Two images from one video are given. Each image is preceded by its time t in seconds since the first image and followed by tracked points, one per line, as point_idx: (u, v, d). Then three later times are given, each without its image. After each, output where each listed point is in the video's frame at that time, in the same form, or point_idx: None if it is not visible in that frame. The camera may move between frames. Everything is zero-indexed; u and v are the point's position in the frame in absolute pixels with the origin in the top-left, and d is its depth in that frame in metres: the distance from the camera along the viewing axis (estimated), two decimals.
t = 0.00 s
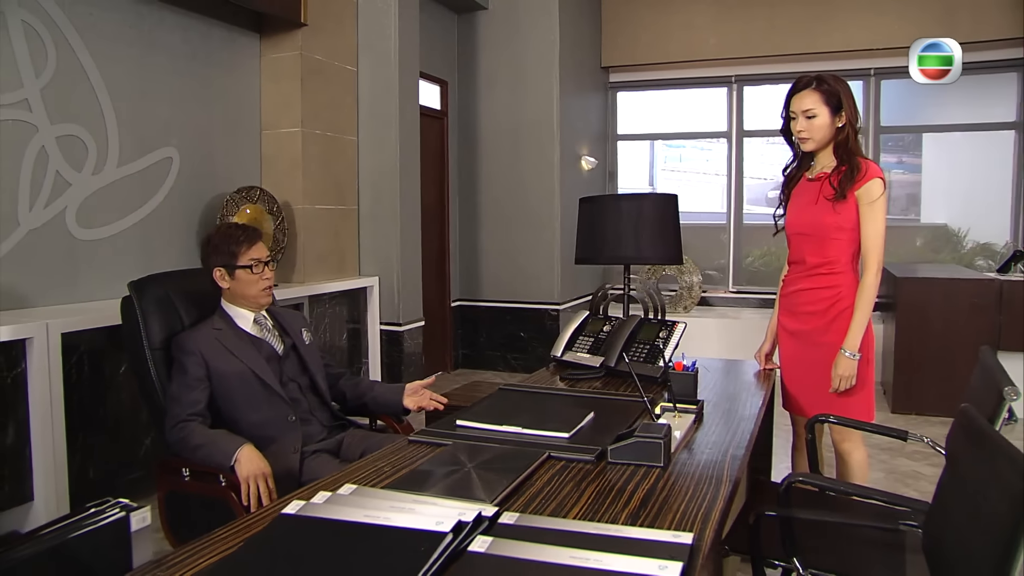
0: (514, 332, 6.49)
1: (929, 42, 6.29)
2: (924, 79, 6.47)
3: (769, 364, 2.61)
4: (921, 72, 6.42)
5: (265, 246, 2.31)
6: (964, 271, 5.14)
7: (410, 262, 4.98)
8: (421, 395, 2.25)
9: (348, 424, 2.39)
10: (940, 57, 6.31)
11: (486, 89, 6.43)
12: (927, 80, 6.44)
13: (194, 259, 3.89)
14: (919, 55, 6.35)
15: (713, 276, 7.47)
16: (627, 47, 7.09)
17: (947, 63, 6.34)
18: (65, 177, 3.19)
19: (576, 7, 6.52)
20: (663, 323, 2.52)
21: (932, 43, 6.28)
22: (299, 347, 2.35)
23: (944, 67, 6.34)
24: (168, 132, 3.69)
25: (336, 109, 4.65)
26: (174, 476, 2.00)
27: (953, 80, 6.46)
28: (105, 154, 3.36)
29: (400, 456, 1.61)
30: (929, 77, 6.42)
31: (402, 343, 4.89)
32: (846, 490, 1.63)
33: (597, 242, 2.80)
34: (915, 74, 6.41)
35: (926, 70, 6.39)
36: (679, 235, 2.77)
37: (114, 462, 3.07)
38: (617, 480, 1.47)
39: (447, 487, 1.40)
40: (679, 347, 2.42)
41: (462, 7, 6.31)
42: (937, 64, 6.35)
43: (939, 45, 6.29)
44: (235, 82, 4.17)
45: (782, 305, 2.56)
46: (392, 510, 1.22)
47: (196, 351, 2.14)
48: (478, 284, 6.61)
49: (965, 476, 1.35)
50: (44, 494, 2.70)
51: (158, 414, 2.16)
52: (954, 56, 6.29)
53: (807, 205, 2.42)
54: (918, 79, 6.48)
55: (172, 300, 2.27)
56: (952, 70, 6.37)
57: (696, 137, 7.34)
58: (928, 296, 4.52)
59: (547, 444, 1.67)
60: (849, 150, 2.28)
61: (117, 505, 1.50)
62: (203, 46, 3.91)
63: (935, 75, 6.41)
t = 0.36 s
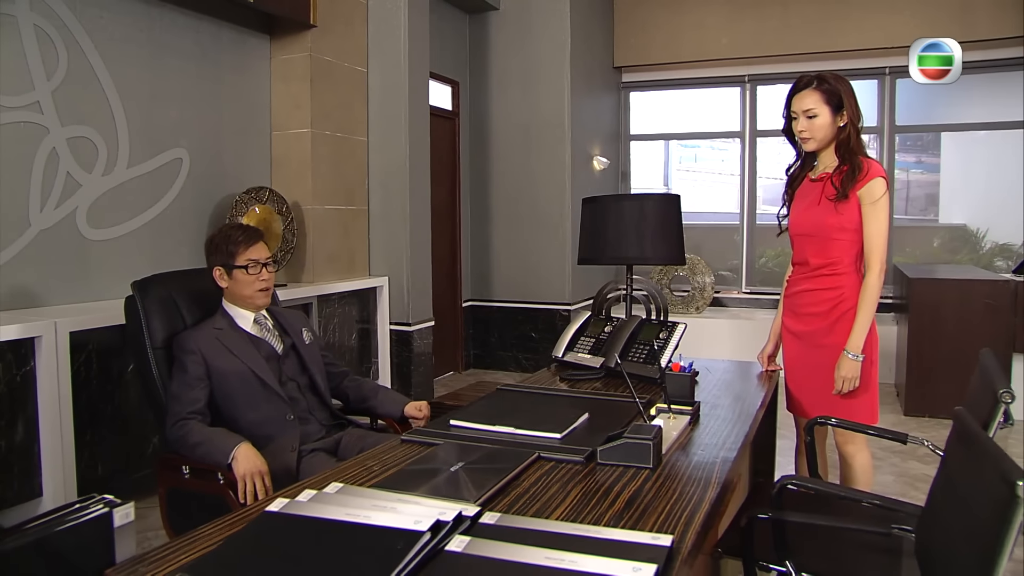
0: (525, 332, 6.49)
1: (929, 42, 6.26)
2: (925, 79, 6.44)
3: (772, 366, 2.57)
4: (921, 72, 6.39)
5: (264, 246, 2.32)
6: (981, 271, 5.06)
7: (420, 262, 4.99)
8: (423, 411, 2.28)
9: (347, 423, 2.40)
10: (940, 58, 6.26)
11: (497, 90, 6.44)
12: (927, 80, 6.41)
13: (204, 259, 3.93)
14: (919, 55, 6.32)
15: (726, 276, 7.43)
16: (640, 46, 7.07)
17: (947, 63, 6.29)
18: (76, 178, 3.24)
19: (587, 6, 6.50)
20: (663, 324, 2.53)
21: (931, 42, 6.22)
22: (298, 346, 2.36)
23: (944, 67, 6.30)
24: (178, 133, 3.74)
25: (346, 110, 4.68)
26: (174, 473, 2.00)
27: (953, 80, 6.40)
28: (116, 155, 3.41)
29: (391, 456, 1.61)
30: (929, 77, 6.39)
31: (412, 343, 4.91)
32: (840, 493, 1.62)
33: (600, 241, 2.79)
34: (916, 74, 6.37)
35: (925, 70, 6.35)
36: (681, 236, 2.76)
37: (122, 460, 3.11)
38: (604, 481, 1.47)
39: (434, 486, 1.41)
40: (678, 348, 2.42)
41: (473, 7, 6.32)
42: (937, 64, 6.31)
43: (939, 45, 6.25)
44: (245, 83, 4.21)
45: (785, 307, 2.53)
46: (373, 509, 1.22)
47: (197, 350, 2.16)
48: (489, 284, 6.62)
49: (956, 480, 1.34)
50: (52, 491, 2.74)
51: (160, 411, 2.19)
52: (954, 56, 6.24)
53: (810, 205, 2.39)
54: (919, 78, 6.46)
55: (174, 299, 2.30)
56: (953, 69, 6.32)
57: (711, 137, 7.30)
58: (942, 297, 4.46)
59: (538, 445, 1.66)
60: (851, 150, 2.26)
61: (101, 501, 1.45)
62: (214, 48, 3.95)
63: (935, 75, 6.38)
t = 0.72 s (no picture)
0: (531, 332, 6.48)
1: (929, 42, 6.23)
2: (925, 78, 6.44)
3: (769, 366, 2.55)
4: (921, 72, 6.39)
5: (259, 245, 2.33)
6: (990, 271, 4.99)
7: (425, 261, 5.00)
8: (416, 414, 2.27)
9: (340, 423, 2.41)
10: (940, 57, 6.25)
11: (504, 89, 6.44)
12: (927, 80, 6.42)
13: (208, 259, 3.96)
14: (919, 55, 6.31)
15: (734, 276, 7.40)
16: (647, 45, 7.05)
17: (946, 63, 6.28)
18: (80, 178, 3.27)
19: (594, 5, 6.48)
20: (658, 323, 2.50)
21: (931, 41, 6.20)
22: (293, 346, 2.37)
23: (944, 67, 6.29)
24: (182, 133, 3.77)
25: (350, 109, 4.70)
26: (168, 471, 2.03)
27: (953, 80, 6.39)
28: (119, 156, 3.44)
29: (375, 454, 1.62)
30: (929, 77, 6.40)
31: (416, 342, 4.92)
32: (823, 495, 1.61)
33: (597, 241, 2.78)
34: (916, 75, 6.40)
35: (925, 70, 6.37)
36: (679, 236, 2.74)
37: (124, 458, 3.14)
38: (585, 481, 1.46)
39: (414, 486, 1.41)
40: (673, 348, 2.40)
41: (480, 7, 6.31)
42: (937, 64, 6.30)
43: (940, 45, 6.22)
44: (250, 83, 4.24)
45: (782, 306, 2.50)
46: (348, 507, 1.23)
47: (192, 348, 2.18)
48: (496, 283, 6.62)
49: (938, 483, 1.33)
50: (54, 488, 2.78)
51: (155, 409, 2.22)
52: (954, 55, 6.24)
53: (807, 204, 2.36)
54: (919, 78, 6.46)
55: (171, 297, 2.32)
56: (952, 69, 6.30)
57: (721, 136, 7.27)
58: (950, 297, 4.41)
59: (523, 445, 1.66)
60: (847, 149, 2.23)
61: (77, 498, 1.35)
62: (218, 48, 3.98)
63: (935, 74, 6.37)
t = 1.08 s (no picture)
0: (537, 331, 6.47)
1: (928, 42, 6.14)
2: (924, 79, 6.35)
3: (765, 366, 2.52)
4: (921, 72, 6.31)
5: (252, 245, 2.34)
6: (999, 270, 4.95)
7: (429, 260, 5.01)
8: (409, 413, 2.26)
9: (332, 420, 2.43)
10: (940, 58, 6.21)
11: (510, 88, 6.43)
12: (928, 80, 6.35)
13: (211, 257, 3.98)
14: (919, 55, 6.21)
15: (742, 275, 7.36)
16: (655, 44, 7.02)
17: (946, 63, 6.26)
18: (82, 177, 3.29)
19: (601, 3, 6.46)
20: (652, 322, 2.50)
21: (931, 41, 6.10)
22: (287, 345, 2.39)
23: (944, 67, 6.26)
24: (185, 133, 3.79)
25: (355, 109, 4.71)
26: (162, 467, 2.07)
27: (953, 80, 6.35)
28: (122, 155, 3.47)
29: (359, 453, 1.63)
30: (928, 77, 6.31)
31: (420, 341, 4.93)
32: (808, 495, 1.60)
33: (593, 240, 2.77)
34: (916, 75, 6.30)
35: (926, 70, 6.30)
36: (675, 235, 2.73)
37: (125, 455, 3.17)
38: (564, 481, 1.46)
39: (394, 484, 1.42)
40: (666, 347, 2.40)
41: (486, 6, 6.31)
42: (937, 64, 6.25)
43: (940, 45, 6.17)
44: (253, 83, 4.26)
45: (778, 305, 2.48)
46: (321, 505, 1.24)
47: (186, 347, 2.21)
48: (502, 282, 6.62)
49: (919, 483, 1.32)
50: (55, 484, 2.81)
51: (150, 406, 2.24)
52: (953, 55, 6.23)
53: (802, 203, 2.34)
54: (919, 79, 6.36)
55: (167, 296, 2.34)
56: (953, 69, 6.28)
57: (730, 135, 7.23)
58: (956, 296, 4.36)
59: (507, 444, 1.66)
60: (841, 147, 2.21)
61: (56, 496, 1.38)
62: (221, 48, 4.01)
63: (935, 74, 6.31)
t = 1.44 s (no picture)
0: (543, 330, 6.46)
1: (928, 42, 6.07)
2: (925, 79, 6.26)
3: (761, 366, 2.50)
4: (921, 72, 6.22)
5: (247, 244, 2.36)
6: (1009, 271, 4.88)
7: (433, 259, 5.02)
8: (402, 411, 2.26)
9: (325, 419, 2.43)
10: (940, 58, 6.12)
11: (517, 87, 6.43)
12: (928, 80, 6.25)
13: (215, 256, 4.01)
14: (919, 56, 6.13)
15: (750, 275, 7.31)
16: (663, 42, 6.99)
17: (946, 63, 6.17)
18: (86, 177, 3.32)
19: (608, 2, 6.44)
20: (648, 322, 2.49)
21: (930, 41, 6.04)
22: (281, 344, 2.40)
23: (944, 67, 6.20)
24: (189, 132, 3.82)
25: (359, 108, 4.73)
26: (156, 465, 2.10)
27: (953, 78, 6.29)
28: (126, 155, 3.49)
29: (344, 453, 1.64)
30: (929, 77, 6.24)
31: (424, 340, 4.94)
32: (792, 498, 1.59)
33: (591, 238, 2.75)
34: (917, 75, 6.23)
35: (926, 70, 6.21)
36: (672, 235, 2.71)
37: (127, 451, 3.20)
38: (544, 481, 1.46)
39: (375, 484, 1.42)
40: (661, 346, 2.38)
41: (493, 5, 6.30)
42: (937, 64, 6.17)
43: (940, 45, 6.07)
44: (258, 82, 4.28)
45: (774, 305, 2.45)
46: (295, 503, 1.25)
47: (180, 345, 2.23)
48: (509, 281, 6.62)
49: (900, 484, 1.31)
50: (58, 480, 2.84)
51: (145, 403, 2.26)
52: (953, 55, 6.15)
53: (798, 202, 2.31)
54: (919, 78, 6.27)
55: (163, 294, 2.36)
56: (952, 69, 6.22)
57: (741, 133, 7.20)
58: (964, 296, 4.30)
59: (492, 443, 1.67)
60: (838, 146, 2.18)
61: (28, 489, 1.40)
62: (226, 48, 4.03)
63: (935, 74, 6.22)
